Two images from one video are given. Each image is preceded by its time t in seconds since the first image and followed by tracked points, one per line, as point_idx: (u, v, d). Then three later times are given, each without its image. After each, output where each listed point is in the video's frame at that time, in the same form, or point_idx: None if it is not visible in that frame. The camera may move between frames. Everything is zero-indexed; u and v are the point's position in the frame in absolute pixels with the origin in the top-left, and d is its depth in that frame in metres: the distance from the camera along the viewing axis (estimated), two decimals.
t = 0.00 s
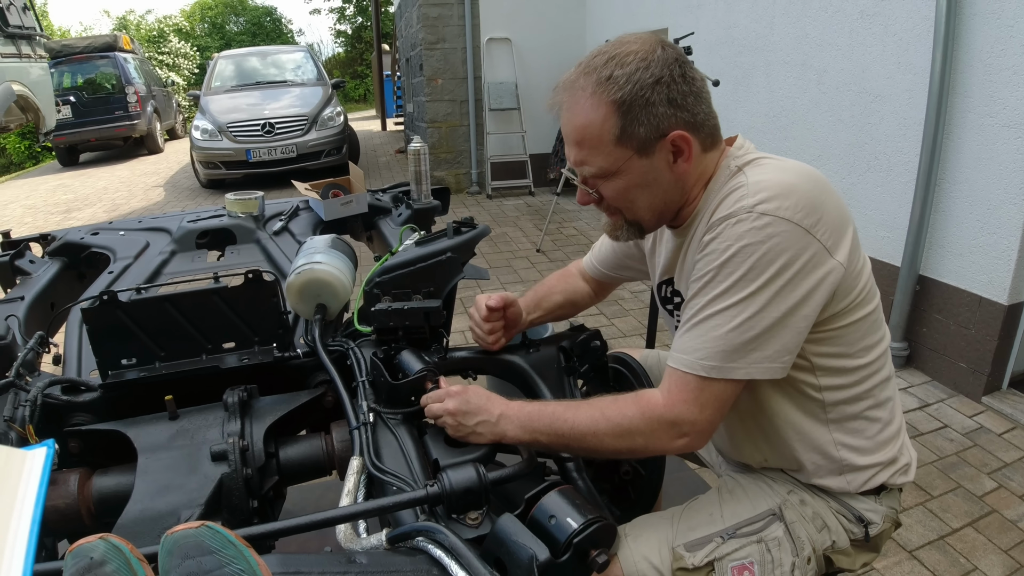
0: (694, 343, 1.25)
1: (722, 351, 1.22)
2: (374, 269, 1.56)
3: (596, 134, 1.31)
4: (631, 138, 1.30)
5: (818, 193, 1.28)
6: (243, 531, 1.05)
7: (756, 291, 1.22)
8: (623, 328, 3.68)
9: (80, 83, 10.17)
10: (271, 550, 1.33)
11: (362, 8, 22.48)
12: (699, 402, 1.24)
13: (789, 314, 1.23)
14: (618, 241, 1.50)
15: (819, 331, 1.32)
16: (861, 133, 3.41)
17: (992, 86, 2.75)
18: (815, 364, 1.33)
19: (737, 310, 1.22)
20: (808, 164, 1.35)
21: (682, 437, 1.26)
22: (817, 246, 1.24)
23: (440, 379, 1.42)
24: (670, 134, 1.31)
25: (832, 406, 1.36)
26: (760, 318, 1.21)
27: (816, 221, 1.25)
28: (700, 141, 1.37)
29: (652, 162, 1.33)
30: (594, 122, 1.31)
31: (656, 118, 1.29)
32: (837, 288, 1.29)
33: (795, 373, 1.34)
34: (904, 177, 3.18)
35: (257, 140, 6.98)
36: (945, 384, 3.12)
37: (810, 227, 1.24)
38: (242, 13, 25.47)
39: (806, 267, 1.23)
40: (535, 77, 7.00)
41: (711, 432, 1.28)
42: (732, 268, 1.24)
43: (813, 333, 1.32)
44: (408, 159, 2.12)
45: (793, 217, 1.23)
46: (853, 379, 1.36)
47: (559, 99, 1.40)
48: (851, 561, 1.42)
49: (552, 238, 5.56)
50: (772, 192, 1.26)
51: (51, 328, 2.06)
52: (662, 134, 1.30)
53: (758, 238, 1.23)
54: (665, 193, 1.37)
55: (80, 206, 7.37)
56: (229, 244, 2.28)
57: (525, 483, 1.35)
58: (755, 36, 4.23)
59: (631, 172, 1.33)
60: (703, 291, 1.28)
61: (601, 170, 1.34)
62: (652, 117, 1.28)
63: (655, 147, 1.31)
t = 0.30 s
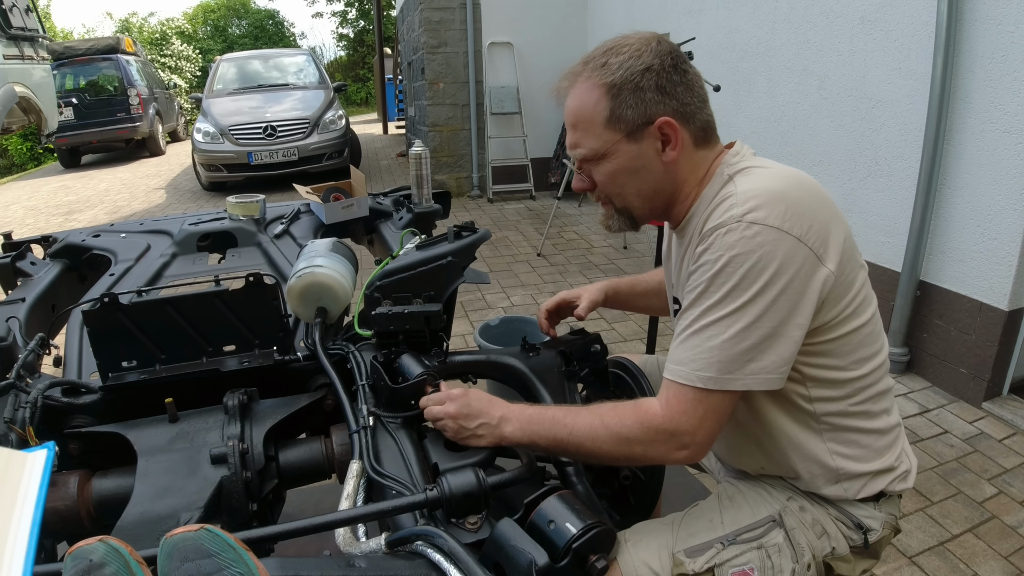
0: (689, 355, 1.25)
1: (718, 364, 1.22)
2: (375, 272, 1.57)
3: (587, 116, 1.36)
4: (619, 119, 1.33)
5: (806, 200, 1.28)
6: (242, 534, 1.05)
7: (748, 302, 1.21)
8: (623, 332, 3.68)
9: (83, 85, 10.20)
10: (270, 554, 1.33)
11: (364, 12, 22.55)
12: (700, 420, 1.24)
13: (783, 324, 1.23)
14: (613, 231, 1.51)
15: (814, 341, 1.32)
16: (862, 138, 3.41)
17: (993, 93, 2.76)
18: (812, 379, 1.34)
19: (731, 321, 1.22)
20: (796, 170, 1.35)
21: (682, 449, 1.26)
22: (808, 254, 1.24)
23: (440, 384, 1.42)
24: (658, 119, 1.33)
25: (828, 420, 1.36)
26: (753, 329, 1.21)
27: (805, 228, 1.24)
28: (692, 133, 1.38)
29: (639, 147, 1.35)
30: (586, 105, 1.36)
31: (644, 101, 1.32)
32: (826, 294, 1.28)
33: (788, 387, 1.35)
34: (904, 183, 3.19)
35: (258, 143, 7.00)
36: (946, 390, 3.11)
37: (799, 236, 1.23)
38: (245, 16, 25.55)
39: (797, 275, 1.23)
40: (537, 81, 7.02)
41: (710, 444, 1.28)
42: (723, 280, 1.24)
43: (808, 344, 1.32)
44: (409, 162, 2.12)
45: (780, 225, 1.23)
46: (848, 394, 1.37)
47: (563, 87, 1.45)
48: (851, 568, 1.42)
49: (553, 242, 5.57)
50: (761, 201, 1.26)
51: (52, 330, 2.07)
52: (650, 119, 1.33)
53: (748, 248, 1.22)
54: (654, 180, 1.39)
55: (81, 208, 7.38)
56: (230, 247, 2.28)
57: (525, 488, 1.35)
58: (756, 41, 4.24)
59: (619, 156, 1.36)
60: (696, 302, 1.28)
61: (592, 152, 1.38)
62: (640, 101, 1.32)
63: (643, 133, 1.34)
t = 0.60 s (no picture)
0: (674, 355, 1.24)
1: (704, 360, 1.21)
2: (376, 275, 1.57)
3: (557, 129, 1.45)
4: (582, 130, 1.42)
5: (769, 196, 1.29)
6: (241, 536, 1.05)
7: (724, 295, 1.21)
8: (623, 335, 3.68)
9: (83, 87, 10.22)
10: (269, 555, 1.33)
11: (365, 14, 22.57)
12: (695, 423, 1.24)
13: (762, 316, 1.22)
14: (595, 242, 1.55)
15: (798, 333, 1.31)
16: (861, 142, 3.42)
17: (993, 96, 2.76)
18: (798, 379, 1.34)
19: (709, 317, 1.22)
20: (758, 170, 1.37)
21: (679, 451, 1.26)
22: (779, 247, 1.24)
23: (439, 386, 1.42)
24: (619, 127, 1.39)
25: (815, 416, 1.36)
26: (734, 322, 1.21)
27: (771, 222, 1.25)
28: (656, 141, 1.42)
29: (605, 154, 1.41)
30: (557, 120, 1.46)
31: (606, 112, 1.40)
32: (800, 286, 1.28)
33: (772, 383, 1.34)
34: (904, 186, 3.19)
35: (259, 145, 7.01)
36: (946, 393, 3.11)
37: (766, 229, 1.24)
38: (246, 19, 25.60)
39: (770, 269, 1.23)
40: (537, 84, 7.02)
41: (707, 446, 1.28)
42: (697, 277, 1.24)
43: (792, 337, 1.32)
44: (409, 164, 2.12)
45: (745, 220, 1.24)
46: (832, 391, 1.36)
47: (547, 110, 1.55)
48: (850, 568, 1.41)
49: (553, 244, 5.58)
50: (725, 201, 1.27)
51: (52, 331, 2.07)
52: (612, 127, 1.40)
53: (720, 246, 1.23)
54: (620, 186, 1.43)
55: (81, 208, 7.38)
56: (230, 249, 2.28)
57: (524, 490, 1.35)
58: (756, 45, 4.25)
59: (587, 163, 1.43)
60: (675, 304, 1.28)
61: (564, 162, 1.45)
62: (601, 112, 1.40)
63: (607, 140, 1.41)
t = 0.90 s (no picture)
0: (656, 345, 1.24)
1: (688, 346, 1.21)
2: (374, 274, 1.57)
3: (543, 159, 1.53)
4: (563, 155, 1.48)
5: (735, 188, 1.31)
6: (239, 535, 1.05)
7: (699, 282, 1.22)
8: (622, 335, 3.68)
9: (83, 87, 10.22)
10: (266, 555, 1.32)
11: (365, 15, 22.56)
12: (688, 414, 1.22)
13: (739, 301, 1.22)
14: (590, 261, 1.57)
15: (785, 320, 1.30)
16: (861, 144, 3.42)
17: (992, 97, 2.77)
18: (788, 375, 1.33)
19: (687, 305, 1.22)
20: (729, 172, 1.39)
21: (675, 444, 1.24)
22: (748, 235, 1.25)
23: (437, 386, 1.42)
24: (596, 148, 1.45)
25: (807, 411, 1.35)
26: (713, 308, 1.21)
27: (738, 213, 1.27)
28: (632, 158, 1.46)
29: (586, 174, 1.46)
30: (543, 152, 1.54)
31: (583, 137, 1.47)
32: (774, 273, 1.28)
33: (770, 384, 1.34)
34: (904, 187, 3.19)
35: (258, 145, 7.01)
36: (945, 395, 3.11)
37: (734, 220, 1.25)
38: (246, 19, 25.63)
39: (740, 256, 1.24)
40: (537, 85, 7.03)
41: (704, 439, 1.26)
42: (671, 269, 1.25)
43: (777, 327, 1.31)
44: (409, 165, 2.12)
45: (712, 212, 1.26)
46: (825, 385, 1.35)
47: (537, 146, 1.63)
48: (850, 568, 1.41)
49: (552, 246, 5.58)
50: (690, 198, 1.30)
51: (50, 331, 2.06)
52: (589, 149, 1.46)
53: (688, 237, 1.25)
54: (601, 202, 1.47)
55: (81, 209, 7.38)
56: (229, 249, 2.28)
57: (523, 491, 1.35)
58: (755, 46, 4.25)
59: (571, 184, 1.48)
60: (654, 298, 1.29)
61: (551, 186, 1.51)
62: (579, 136, 1.47)
63: (586, 160, 1.46)
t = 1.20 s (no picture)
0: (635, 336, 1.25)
1: (665, 334, 1.21)
2: (373, 274, 1.57)
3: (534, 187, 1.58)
4: (553, 179, 1.53)
5: (703, 187, 1.33)
6: (235, 535, 1.04)
7: (670, 275, 1.23)
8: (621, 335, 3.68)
9: (81, 87, 10.21)
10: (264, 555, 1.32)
11: (364, 15, 22.54)
12: (676, 399, 1.22)
13: (713, 290, 1.22)
14: (585, 279, 1.57)
15: (764, 308, 1.31)
16: (859, 144, 3.43)
17: (990, 98, 2.77)
18: (782, 374, 1.33)
19: (659, 296, 1.23)
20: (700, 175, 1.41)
21: (667, 428, 1.22)
22: (717, 229, 1.26)
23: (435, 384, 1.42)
24: (582, 169, 1.50)
25: (800, 408, 1.35)
26: (686, 297, 1.21)
27: (706, 208, 1.28)
28: (616, 175, 1.49)
29: (575, 194, 1.50)
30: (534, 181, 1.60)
31: (569, 161, 1.52)
32: (745, 264, 1.28)
33: (764, 383, 1.34)
34: (902, 187, 3.20)
35: (257, 145, 7.01)
36: (943, 395, 3.12)
37: (701, 214, 1.27)
38: (244, 19, 25.60)
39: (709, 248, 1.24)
40: (536, 85, 7.03)
41: (694, 426, 1.24)
42: (644, 265, 1.27)
43: (761, 317, 1.31)
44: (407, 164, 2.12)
45: (679, 209, 1.28)
46: (819, 383, 1.35)
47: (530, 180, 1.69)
48: (841, 564, 1.40)
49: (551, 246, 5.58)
50: (660, 199, 1.32)
51: (48, 331, 2.06)
52: (576, 171, 1.50)
53: (658, 235, 1.26)
54: (589, 218, 1.48)
55: (79, 209, 7.38)
56: (227, 249, 2.27)
57: (519, 491, 1.35)
58: (753, 46, 4.25)
59: (562, 206, 1.52)
60: (631, 296, 1.30)
61: (542, 211, 1.56)
62: (565, 161, 1.52)
63: (574, 182, 1.50)
